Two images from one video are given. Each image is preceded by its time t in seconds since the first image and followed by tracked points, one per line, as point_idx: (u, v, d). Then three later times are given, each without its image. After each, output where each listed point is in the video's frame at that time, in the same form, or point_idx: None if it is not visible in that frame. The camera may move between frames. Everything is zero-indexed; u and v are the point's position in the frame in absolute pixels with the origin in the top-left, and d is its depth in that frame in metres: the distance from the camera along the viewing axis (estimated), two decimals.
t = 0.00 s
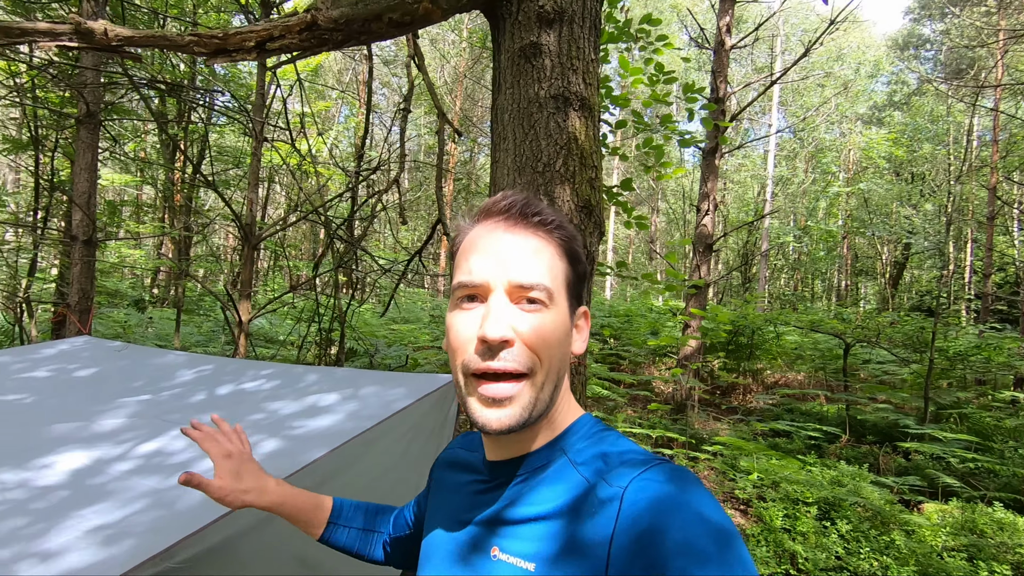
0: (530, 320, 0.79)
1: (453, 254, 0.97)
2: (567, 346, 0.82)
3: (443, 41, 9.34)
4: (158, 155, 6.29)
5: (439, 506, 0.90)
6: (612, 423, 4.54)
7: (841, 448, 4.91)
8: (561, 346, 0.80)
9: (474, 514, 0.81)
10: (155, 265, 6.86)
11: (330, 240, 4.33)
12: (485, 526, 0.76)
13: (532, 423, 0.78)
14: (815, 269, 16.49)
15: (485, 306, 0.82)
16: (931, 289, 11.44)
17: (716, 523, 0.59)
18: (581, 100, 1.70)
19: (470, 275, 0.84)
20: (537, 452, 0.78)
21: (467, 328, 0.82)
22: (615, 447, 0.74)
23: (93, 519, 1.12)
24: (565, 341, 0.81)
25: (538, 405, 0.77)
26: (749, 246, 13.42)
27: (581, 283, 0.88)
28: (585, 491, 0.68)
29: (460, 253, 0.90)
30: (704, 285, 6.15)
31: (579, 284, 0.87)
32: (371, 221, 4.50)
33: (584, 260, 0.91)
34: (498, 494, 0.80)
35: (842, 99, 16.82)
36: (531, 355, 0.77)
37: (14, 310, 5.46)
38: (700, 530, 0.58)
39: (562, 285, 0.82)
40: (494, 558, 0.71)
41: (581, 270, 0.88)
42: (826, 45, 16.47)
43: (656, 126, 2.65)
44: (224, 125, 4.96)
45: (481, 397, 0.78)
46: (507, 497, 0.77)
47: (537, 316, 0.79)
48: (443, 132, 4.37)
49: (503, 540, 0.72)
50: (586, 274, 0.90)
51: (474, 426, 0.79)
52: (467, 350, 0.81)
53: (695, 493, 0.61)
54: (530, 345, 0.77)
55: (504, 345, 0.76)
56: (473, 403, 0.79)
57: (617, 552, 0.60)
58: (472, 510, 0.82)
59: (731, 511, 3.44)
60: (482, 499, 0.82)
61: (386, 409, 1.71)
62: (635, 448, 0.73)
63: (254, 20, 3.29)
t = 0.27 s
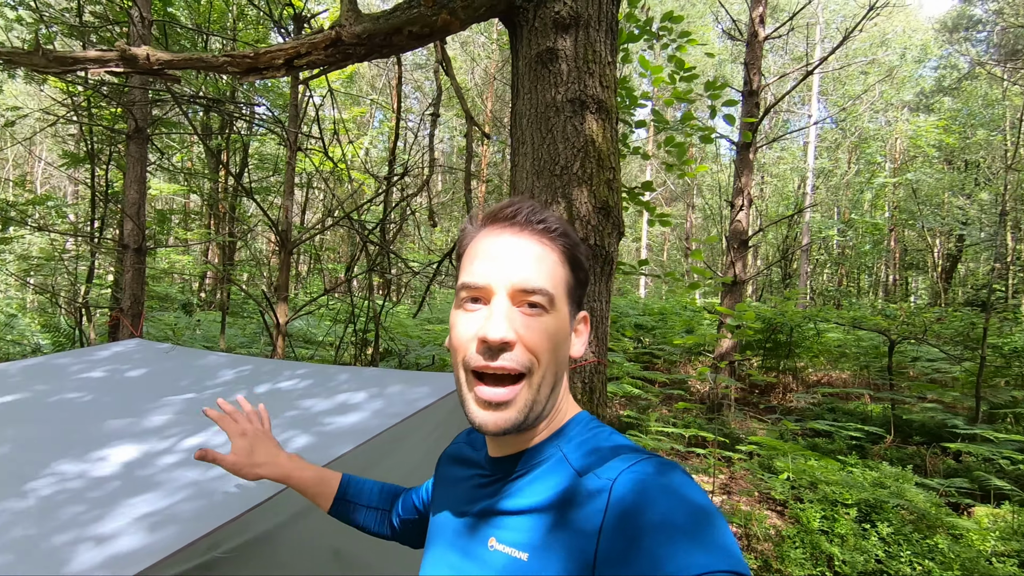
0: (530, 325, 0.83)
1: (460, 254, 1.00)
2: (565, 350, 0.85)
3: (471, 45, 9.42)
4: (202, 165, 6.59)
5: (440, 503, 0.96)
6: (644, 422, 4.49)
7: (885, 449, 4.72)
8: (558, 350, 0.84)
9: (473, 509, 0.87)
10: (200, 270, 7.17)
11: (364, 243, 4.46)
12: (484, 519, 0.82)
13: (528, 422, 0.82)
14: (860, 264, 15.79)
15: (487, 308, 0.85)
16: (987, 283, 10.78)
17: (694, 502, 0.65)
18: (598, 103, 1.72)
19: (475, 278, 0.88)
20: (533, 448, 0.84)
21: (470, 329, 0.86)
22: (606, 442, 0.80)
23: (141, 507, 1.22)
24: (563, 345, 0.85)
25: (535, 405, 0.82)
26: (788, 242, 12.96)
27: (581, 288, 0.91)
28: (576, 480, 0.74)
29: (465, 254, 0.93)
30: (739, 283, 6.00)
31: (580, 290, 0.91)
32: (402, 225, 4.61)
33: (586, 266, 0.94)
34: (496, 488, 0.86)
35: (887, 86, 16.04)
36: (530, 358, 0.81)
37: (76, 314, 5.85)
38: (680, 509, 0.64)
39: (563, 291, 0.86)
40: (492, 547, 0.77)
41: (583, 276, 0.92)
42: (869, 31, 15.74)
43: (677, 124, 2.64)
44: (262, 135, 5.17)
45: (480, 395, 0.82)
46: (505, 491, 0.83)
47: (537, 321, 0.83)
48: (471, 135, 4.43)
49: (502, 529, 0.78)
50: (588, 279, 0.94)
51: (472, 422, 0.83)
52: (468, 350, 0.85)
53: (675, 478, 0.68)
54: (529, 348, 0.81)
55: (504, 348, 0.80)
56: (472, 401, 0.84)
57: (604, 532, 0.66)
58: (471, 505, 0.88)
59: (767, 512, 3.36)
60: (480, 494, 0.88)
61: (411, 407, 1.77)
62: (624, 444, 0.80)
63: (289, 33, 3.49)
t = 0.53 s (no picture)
0: (546, 323, 0.83)
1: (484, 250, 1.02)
2: (581, 350, 0.86)
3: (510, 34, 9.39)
4: (254, 162, 6.91)
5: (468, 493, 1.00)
6: (686, 415, 4.44)
7: (945, 448, 4.48)
8: (573, 349, 0.84)
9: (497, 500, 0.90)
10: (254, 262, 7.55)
11: (407, 235, 4.58)
12: (506, 510, 0.86)
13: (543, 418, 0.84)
14: (922, 253, 14.86)
15: (505, 306, 0.86)
16: None
17: (712, 493, 0.66)
18: (636, 94, 1.70)
19: (494, 276, 0.89)
20: (553, 442, 0.86)
21: (489, 325, 0.88)
22: (627, 437, 0.82)
23: (203, 486, 1.32)
24: (581, 344, 0.85)
25: (552, 402, 0.83)
26: (841, 231, 12.33)
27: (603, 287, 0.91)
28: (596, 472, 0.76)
29: (488, 250, 0.95)
30: (787, 274, 5.78)
31: (602, 289, 0.90)
32: (443, 217, 4.70)
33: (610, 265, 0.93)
34: (518, 480, 0.89)
35: (955, 62, 14.91)
36: (545, 357, 0.82)
37: (144, 304, 6.28)
38: (697, 498, 0.65)
39: (582, 291, 0.85)
40: (514, 536, 0.81)
41: (605, 275, 0.91)
42: (935, 2, 14.63)
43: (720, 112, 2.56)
44: (309, 131, 5.36)
45: (496, 391, 0.84)
46: (528, 483, 0.86)
47: (554, 320, 0.83)
48: (511, 126, 4.44)
49: (524, 519, 0.81)
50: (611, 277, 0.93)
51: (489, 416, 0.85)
52: (486, 347, 0.87)
53: (694, 471, 0.69)
54: (544, 347, 0.82)
55: (519, 347, 0.81)
56: (488, 396, 0.86)
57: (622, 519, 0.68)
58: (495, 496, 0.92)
59: (814, 510, 3.27)
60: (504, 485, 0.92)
61: (451, 397, 1.82)
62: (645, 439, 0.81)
63: (335, 32, 3.65)
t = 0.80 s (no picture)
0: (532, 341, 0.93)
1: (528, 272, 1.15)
2: (524, 353, 0.94)
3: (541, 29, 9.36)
4: (295, 164, 7.15)
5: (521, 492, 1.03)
6: (728, 413, 4.36)
7: (1007, 447, 4.26)
8: (517, 354, 0.95)
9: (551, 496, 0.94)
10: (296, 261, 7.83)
11: (445, 233, 4.67)
12: (565, 506, 0.89)
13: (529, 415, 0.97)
14: (980, 242, 14.05)
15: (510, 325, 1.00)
16: None
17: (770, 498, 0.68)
18: (678, 89, 1.67)
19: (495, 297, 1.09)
20: (604, 444, 0.89)
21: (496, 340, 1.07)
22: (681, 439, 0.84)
23: (264, 477, 1.36)
24: (526, 349, 0.93)
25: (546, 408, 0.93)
26: (891, 221, 11.79)
27: (547, 290, 0.91)
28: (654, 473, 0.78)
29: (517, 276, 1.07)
30: (833, 267, 5.58)
31: (543, 293, 0.91)
32: (480, 215, 4.76)
33: (560, 264, 0.90)
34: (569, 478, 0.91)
35: (1017, 38, 13.95)
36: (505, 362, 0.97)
37: (196, 302, 6.61)
38: (758, 497, 0.67)
39: (517, 302, 0.95)
40: (573, 530, 0.84)
41: (548, 278, 0.91)
42: None
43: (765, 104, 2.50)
44: (348, 133, 5.51)
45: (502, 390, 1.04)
46: (580, 480, 0.89)
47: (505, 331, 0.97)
48: (546, 123, 4.45)
49: (583, 516, 0.84)
50: (566, 275, 0.89)
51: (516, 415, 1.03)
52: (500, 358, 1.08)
53: (755, 479, 0.71)
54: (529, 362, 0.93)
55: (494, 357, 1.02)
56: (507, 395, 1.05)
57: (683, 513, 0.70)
58: (549, 493, 0.95)
59: (865, 510, 3.18)
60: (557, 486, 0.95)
61: (495, 394, 1.85)
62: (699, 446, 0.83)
63: (374, 36, 3.76)
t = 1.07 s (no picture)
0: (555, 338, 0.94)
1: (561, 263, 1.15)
2: (547, 347, 0.94)
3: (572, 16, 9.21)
4: (328, 153, 7.26)
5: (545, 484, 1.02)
6: (759, 411, 4.29)
7: None
8: (539, 348, 0.95)
9: (578, 488, 0.92)
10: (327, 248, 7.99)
11: (475, 224, 4.69)
12: (591, 498, 0.88)
13: (553, 407, 0.98)
14: None
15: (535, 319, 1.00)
16: None
17: (812, 496, 0.66)
18: (722, 79, 1.62)
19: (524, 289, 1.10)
20: (636, 441, 0.87)
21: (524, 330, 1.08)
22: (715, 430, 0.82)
23: (301, 463, 1.38)
24: (548, 343, 0.93)
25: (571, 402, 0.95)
26: (935, 216, 11.29)
27: (569, 286, 0.90)
28: (685, 465, 0.76)
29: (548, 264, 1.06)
30: (873, 263, 5.39)
31: (566, 288, 0.90)
32: (510, 206, 4.76)
33: (583, 259, 0.88)
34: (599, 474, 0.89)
35: None
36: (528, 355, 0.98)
37: (232, 288, 6.82)
38: (798, 495, 0.65)
39: (540, 296, 0.94)
40: (600, 525, 0.83)
41: (571, 273, 0.89)
42: None
43: (810, 95, 2.40)
44: (380, 123, 5.56)
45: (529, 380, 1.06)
46: (612, 478, 0.86)
47: (529, 325, 0.97)
48: (579, 113, 4.39)
49: (616, 513, 0.82)
50: (589, 272, 0.87)
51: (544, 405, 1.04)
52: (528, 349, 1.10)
53: (797, 476, 0.69)
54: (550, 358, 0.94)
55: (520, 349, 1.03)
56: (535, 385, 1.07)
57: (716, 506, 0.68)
58: (575, 485, 0.93)
59: (901, 515, 3.09)
60: (583, 476, 0.93)
61: (526, 387, 1.86)
62: (734, 436, 0.81)
63: (409, 26, 3.78)
